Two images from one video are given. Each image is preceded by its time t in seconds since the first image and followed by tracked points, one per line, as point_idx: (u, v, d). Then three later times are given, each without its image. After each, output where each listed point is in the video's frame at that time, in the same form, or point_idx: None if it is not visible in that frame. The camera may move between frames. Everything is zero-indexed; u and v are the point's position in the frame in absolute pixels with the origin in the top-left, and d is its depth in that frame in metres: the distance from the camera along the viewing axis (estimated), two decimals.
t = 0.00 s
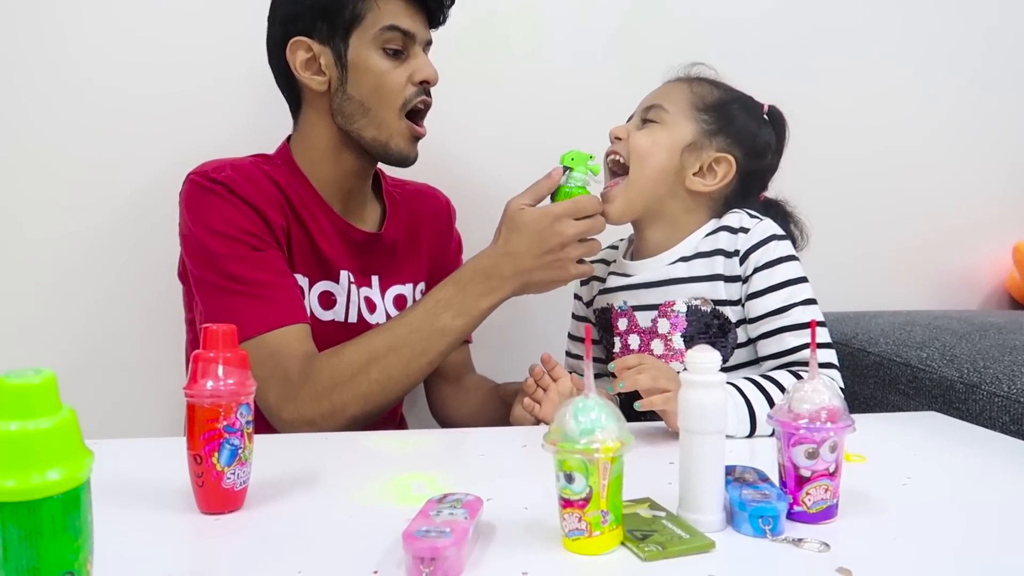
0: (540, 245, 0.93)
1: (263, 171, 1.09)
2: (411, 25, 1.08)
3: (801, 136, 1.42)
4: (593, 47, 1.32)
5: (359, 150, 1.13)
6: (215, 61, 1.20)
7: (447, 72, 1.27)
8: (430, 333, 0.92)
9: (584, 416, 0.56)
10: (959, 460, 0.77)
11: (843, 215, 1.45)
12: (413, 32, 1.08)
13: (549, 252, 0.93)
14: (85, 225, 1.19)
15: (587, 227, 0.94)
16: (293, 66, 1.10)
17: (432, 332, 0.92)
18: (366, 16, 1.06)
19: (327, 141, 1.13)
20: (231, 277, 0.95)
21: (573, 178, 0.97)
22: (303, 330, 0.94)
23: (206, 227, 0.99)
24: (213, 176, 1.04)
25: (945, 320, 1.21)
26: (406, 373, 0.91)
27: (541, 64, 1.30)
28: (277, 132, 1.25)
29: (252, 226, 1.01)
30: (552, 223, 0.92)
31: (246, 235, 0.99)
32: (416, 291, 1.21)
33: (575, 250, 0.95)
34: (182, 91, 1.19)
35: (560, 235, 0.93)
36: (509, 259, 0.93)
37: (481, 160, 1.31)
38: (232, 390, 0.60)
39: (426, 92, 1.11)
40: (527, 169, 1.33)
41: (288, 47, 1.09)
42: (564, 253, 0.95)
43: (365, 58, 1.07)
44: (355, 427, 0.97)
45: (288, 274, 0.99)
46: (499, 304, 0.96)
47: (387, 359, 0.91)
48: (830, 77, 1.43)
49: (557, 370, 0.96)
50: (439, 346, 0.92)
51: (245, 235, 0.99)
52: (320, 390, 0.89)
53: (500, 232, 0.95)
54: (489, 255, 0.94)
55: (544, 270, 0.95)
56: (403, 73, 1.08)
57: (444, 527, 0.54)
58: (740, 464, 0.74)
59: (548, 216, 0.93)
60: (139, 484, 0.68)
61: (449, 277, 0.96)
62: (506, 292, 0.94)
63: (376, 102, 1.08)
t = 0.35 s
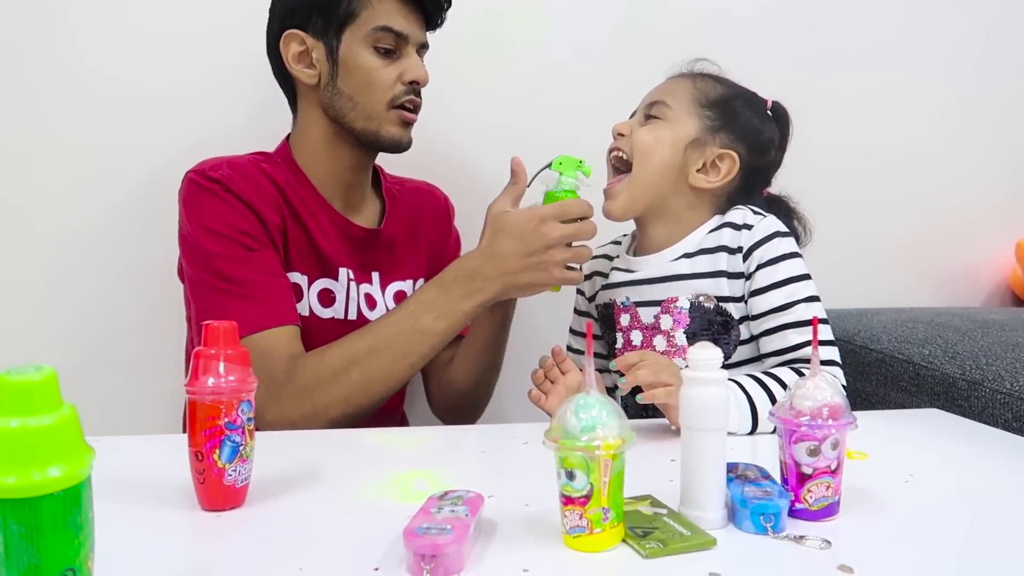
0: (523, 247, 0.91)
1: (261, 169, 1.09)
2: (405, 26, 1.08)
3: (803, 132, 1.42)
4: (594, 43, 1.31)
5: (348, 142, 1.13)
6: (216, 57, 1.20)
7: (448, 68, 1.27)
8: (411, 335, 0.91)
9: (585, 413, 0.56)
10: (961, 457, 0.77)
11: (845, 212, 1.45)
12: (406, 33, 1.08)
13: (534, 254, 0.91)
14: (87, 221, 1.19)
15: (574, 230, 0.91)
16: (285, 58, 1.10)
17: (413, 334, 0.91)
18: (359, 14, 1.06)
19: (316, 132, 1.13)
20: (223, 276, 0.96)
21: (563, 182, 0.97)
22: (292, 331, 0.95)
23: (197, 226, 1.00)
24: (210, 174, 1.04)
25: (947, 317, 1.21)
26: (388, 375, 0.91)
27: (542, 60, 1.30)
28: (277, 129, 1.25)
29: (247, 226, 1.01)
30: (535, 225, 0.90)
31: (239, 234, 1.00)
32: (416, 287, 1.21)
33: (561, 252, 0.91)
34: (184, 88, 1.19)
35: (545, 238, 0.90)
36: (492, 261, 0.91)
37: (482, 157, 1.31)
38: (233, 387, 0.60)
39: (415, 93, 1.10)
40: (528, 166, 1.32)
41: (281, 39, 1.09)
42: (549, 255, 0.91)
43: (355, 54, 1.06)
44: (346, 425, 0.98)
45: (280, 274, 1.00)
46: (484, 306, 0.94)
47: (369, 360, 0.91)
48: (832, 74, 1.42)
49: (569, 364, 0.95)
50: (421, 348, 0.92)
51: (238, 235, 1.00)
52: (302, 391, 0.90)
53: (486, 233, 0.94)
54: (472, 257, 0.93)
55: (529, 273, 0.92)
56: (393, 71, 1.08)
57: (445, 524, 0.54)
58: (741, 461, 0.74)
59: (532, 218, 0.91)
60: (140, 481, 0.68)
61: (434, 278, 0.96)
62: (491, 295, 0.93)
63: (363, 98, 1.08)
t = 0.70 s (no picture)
0: (503, 250, 0.90)
1: (251, 170, 1.09)
2: (390, 23, 1.08)
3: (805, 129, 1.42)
4: (595, 40, 1.31)
5: (332, 138, 1.13)
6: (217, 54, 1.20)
7: (450, 65, 1.26)
8: (391, 338, 0.92)
9: (586, 411, 0.56)
10: (961, 454, 0.77)
11: (846, 209, 1.45)
12: (391, 30, 1.08)
13: (513, 258, 0.90)
14: (90, 218, 1.20)
15: (552, 234, 0.90)
16: (272, 53, 1.10)
17: (393, 337, 0.92)
18: (344, 10, 1.06)
19: (302, 127, 1.13)
20: (211, 279, 0.96)
21: (537, 183, 0.93)
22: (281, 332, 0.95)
23: (187, 229, 1.01)
24: (200, 177, 1.04)
25: (948, 314, 1.21)
26: (368, 378, 0.92)
27: (543, 57, 1.30)
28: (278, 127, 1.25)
29: (234, 226, 1.02)
30: (513, 228, 0.90)
31: (227, 236, 1.00)
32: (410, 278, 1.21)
33: (539, 256, 0.91)
34: (186, 85, 1.20)
35: (523, 241, 0.89)
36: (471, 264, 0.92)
37: (483, 154, 1.31)
38: (235, 385, 0.60)
39: (399, 90, 1.10)
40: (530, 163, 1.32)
41: (268, 34, 1.10)
42: (527, 259, 0.90)
43: (339, 50, 1.07)
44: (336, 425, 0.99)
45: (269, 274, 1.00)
46: (464, 310, 0.94)
47: (349, 363, 0.92)
48: (833, 71, 1.42)
49: (569, 364, 0.95)
50: (400, 351, 0.92)
51: (226, 236, 1.00)
52: (284, 392, 0.91)
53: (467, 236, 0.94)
54: (453, 260, 0.93)
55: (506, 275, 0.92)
56: (377, 67, 1.08)
57: (447, 522, 0.54)
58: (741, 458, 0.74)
59: (510, 221, 0.90)
60: (145, 478, 0.68)
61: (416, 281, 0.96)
62: (470, 298, 0.93)
63: (346, 93, 1.08)
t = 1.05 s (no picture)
0: (492, 261, 0.89)
1: (248, 169, 1.09)
2: (382, 21, 1.07)
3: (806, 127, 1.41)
4: (596, 38, 1.31)
5: (324, 135, 1.13)
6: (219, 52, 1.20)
7: (451, 63, 1.26)
8: (377, 344, 0.92)
9: (588, 409, 0.56)
10: (964, 453, 0.77)
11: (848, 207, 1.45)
12: (384, 29, 1.07)
13: (502, 270, 0.90)
14: (92, 215, 1.20)
15: (540, 249, 0.89)
16: (267, 49, 1.11)
17: (379, 344, 0.92)
18: (337, 8, 1.06)
19: (295, 123, 1.14)
20: (205, 281, 0.97)
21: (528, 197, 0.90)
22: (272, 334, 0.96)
23: (181, 231, 1.01)
24: (194, 176, 1.04)
25: (950, 313, 1.21)
26: (353, 383, 0.93)
27: (544, 55, 1.29)
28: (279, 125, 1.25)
29: (229, 227, 1.02)
30: (502, 241, 0.88)
31: (220, 237, 1.00)
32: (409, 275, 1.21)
33: (527, 270, 0.90)
34: (188, 83, 1.20)
35: (512, 254, 0.88)
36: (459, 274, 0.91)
37: (484, 152, 1.31)
38: (237, 382, 0.60)
39: (392, 89, 1.10)
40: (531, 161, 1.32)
41: (264, 30, 1.11)
42: (516, 272, 0.90)
43: (331, 48, 1.07)
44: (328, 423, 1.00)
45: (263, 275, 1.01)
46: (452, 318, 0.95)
47: (336, 368, 0.92)
48: (835, 68, 1.41)
49: (574, 360, 0.95)
50: (387, 358, 0.93)
51: (219, 237, 1.00)
52: (272, 395, 0.93)
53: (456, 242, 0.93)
54: (440, 268, 0.92)
55: (495, 285, 0.91)
56: (368, 66, 1.08)
57: (449, 520, 0.54)
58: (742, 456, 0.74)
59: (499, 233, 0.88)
60: (146, 475, 0.68)
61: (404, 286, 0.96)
62: (457, 305, 0.92)
63: (337, 91, 1.08)
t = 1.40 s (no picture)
0: (465, 254, 0.86)
1: (242, 162, 1.10)
2: (368, 11, 1.06)
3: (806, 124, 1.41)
4: (596, 33, 1.30)
5: (317, 130, 1.13)
6: (218, 47, 1.19)
7: (451, 59, 1.26)
8: (350, 342, 0.92)
9: (588, 405, 0.56)
10: (963, 449, 0.77)
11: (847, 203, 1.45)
12: (369, 19, 1.06)
13: (475, 261, 0.86)
14: (90, 211, 1.19)
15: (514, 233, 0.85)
16: (262, 47, 1.12)
17: (352, 341, 0.92)
18: None
19: (289, 118, 1.14)
20: (189, 270, 0.96)
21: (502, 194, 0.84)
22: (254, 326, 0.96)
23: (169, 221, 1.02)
24: (187, 168, 1.06)
25: (949, 310, 1.21)
26: (323, 381, 0.93)
27: (543, 51, 1.29)
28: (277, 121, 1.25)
29: (219, 219, 1.03)
30: (473, 234, 0.85)
31: (209, 227, 1.01)
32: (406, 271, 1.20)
33: (504, 258, 0.86)
34: (186, 78, 1.19)
35: (484, 246, 0.85)
36: (434, 270, 0.89)
37: (484, 148, 1.30)
38: (235, 377, 0.59)
39: (381, 78, 1.09)
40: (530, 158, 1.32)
41: (259, 29, 1.12)
42: (492, 260, 0.86)
43: (318, 41, 1.06)
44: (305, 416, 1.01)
45: (250, 266, 1.00)
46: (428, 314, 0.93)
47: (307, 365, 0.92)
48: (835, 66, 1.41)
49: (574, 359, 0.94)
50: (360, 356, 0.93)
51: (207, 227, 1.01)
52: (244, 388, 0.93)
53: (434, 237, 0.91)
54: (415, 264, 0.90)
55: (479, 271, 0.87)
56: (355, 57, 1.07)
57: (449, 516, 0.54)
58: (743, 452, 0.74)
59: (469, 224, 0.85)
60: (144, 470, 0.68)
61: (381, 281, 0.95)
62: (433, 302, 0.91)
63: (325, 83, 1.08)
